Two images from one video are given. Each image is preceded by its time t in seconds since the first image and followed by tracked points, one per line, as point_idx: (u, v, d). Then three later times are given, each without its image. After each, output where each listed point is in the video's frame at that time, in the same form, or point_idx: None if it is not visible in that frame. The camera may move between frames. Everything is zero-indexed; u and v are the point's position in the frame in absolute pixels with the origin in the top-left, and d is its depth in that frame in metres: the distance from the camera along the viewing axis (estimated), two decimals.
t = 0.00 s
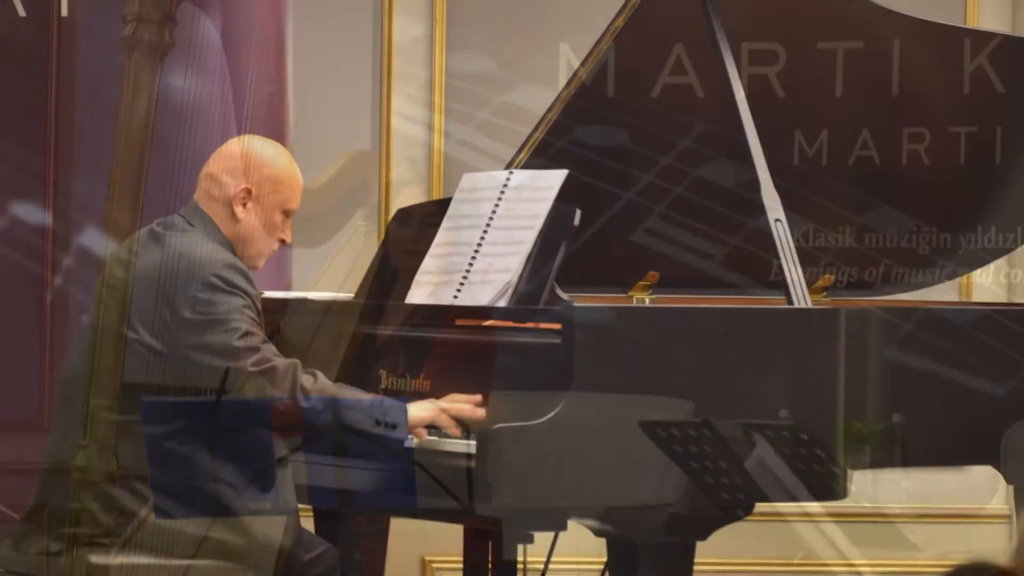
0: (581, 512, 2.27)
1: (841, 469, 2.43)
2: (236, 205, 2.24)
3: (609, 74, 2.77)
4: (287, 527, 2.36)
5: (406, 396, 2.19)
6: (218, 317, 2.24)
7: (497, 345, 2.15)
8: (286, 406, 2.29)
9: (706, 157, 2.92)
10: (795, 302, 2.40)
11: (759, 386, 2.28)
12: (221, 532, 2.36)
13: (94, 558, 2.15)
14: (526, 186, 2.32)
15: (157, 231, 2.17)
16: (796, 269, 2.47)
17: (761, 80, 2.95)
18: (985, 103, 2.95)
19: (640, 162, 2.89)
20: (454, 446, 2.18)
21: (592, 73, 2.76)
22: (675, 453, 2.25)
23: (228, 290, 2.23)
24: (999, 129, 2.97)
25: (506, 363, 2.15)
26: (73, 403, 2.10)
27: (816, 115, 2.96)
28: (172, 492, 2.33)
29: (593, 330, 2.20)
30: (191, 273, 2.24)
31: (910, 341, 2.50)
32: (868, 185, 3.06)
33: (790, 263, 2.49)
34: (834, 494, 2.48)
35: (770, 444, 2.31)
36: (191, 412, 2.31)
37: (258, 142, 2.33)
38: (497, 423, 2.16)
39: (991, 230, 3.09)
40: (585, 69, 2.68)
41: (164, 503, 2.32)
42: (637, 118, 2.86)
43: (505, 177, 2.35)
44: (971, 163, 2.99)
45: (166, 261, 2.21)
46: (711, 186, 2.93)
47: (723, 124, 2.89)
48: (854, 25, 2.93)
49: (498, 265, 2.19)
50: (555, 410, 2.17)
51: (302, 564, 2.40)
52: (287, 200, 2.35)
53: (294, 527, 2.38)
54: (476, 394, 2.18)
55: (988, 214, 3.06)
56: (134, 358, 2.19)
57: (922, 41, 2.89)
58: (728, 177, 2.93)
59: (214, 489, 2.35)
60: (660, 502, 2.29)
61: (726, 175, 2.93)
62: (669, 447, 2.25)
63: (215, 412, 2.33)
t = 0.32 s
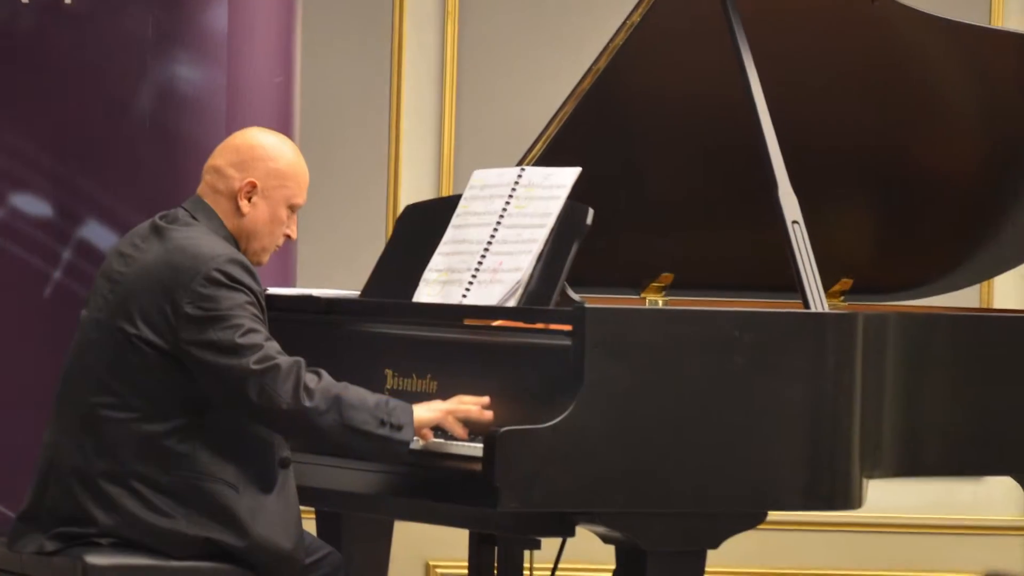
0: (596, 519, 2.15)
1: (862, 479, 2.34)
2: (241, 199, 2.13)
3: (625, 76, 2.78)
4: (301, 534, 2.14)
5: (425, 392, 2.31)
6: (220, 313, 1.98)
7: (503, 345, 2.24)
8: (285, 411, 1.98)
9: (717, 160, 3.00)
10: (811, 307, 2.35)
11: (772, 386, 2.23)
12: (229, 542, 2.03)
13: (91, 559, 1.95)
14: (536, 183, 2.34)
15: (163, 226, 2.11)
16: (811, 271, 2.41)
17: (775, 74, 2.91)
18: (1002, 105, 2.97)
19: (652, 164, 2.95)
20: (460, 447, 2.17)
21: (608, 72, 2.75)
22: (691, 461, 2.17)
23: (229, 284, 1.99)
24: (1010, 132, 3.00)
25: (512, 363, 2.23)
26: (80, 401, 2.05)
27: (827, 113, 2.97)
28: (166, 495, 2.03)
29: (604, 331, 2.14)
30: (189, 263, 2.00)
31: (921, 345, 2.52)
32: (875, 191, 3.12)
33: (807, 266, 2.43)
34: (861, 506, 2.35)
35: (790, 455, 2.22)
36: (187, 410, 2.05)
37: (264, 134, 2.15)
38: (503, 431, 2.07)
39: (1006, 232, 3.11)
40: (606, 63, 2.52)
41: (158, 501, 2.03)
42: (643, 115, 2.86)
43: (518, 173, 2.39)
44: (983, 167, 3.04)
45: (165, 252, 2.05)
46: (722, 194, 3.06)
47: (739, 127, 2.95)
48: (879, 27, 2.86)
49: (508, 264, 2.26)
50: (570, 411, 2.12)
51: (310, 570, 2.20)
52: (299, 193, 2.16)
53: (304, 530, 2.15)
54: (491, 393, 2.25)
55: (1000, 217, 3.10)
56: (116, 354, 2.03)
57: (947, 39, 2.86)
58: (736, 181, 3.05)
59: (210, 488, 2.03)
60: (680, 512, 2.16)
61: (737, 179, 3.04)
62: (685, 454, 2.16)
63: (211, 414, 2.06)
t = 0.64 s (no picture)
0: (604, 525, 2.10)
1: (878, 489, 2.28)
2: (246, 192, 2.08)
3: (639, 74, 2.73)
4: (303, 536, 2.09)
5: (432, 393, 2.26)
6: (222, 309, 1.93)
7: (513, 346, 2.20)
8: (287, 410, 1.93)
9: (731, 161, 2.95)
10: (828, 311, 2.30)
11: (788, 392, 2.17)
12: (229, 543, 1.99)
13: (87, 559, 1.90)
14: (548, 180, 2.29)
15: (166, 219, 2.06)
16: (828, 275, 2.36)
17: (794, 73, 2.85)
18: None
19: (666, 163, 2.90)
20: (467, 450, 2.13)
21: (622, 68, 2.71)
22: (703, 467, 2.11)
23: (233, 280, 1.94)
24: None
25: (524, 365, 2.18)
26: (78, 397, 2.01)
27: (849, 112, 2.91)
28: (164, 495, 1.98)
29: (618, 332, 2.09)
30: (192, 257, 1.96)
31: (939, 352, 2.46)
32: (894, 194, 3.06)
33: (826, 269, 2.37)
34: (876, 515, 2.29)
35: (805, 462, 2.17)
36: (188, 408, 2.00)
37: (270, 126, 2.11)
38: (511, 433, 2.02)
39: None
40: (621, 58, 2.46)
41: (157, 501, 1.98)
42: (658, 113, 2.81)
43: (529, 169, 2.34)
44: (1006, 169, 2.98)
45: (167, 246, 2.00)
46: (736, 195, 3.01)
47: (755, 126, 2.90)
48: (901, 26, 2.80)
49: (519, 264, 2.21)
50: (580, 413, 2.06)
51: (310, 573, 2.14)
52: (305, 187, 2.12)
53: (305, 532, 2.11)
54: (498, 395, 2.20)
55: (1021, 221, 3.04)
56: (117, 350, 1.99)
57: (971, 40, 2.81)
58: (750, 181, 2.99)
59: (209, 488, 1.98)
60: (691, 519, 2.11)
61: (749, 179, 2.99)
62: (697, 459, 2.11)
63: (212, 412, 2.01)
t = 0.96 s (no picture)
0: (612, 532, 2.05)
1: (893, 499, 2.23)
2: (252, 186, 2.04)
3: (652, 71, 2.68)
4: (304, 538, 2.05)
5: (438, 394, 2.21)
6: (225, 305, 1.88)
7: (521, 346, 2.16)
8: (290, 409, 1.89)
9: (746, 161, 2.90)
10: (844, 315, 2.25)
11: (803, 398, 2.12)
12: (228, 544, 1.94)
13: (84, 558, 1.86)
14: (560, 178, 2.25)
15: (168, 212, 2.02)
16: (846, 280, 2.31)
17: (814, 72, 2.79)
18: None
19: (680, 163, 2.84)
20: (472, 453, 2.08)
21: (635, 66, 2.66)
22: (715, 474, 2.06)
23: (237, 275, 1.90)
24: None
25: (532, 367, 2.14)
26: (75, 393, 1.96)
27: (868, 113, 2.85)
28: (163, 494, 1.94)
29: (630, 334, 2.04)
30: (195, 252, 1.91)
31: (957, 360, 2.40)
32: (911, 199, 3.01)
33: (843, 274, 2.32)
34: (890, 526, 2.24)
35: (820, 471, 2.11)
36: (188, 405, 1.95)
37: (276, 119, 2.06)
38: (517, 436, 1.97)
39: None
40: (636, 55, 2.40)
41: (155, 500, 1.93)
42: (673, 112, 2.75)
43: (541, 167, 2.29)
44: None
45: (169, 239, 1.95)
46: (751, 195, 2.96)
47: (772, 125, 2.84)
48: (923, 25, 2.75)
49: (529, 263, 2.17)
50: (588, 416, 2.01)
51: None
52: (311, 181, 2.07)
53: (306, 533, 2.06)
54: (506, 398, 2.15)
55: None
56: (116, 345, 1.94)
57: (994, 41, 2.75)
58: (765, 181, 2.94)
59: (209, 488, 1.94)
60: (701, 527, 2.06)
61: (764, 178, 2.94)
62: (708, 466, 2.06)
63: (213, 409, 1.97)
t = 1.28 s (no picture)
0: (618, 538, 2.01)
1: (907, 508, 2.17)
2: (257, 178, 1.99)
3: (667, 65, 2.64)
4: (305, 540, 2.01)
5: (444, 395, 2.16)
6: (228, 300, 1.84)
7: (530, 347, 2.11)
8: (293, 408, 1.84)
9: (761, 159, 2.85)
10: (860, 319, 2.20)
11: (818, 404, 2.07)
12: (228, 545, 1.89)
13: (80, 557, 1.81)
14: (572, 175, 2.20)
15: (171, 204, 1.97)
16: (862, 284, 2.25)
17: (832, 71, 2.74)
18: None
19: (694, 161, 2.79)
20: (479, 455, 2.04)
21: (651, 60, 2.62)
22: (726, 480, 2.01)
23: (240, 270, 1.86)
24: None
25: (540, 369, 2.09)
26: (74, 389, 1.92)
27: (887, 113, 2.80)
28: (161, 493, 1.89)
29: (641, 336, 1.99)
30: (198, 245, 1.87)
31: (975, 368, 2.35)
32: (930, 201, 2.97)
33: (861, 278, 2.26)
34: (905, 536, 2.19)
35: (833, 478, 2.06)
36: (189, 403, 1.91)
37: (283, 111, 2.02)
38: (525, 439, 1.93)
39: None
40: (652, 50, 2.35)
41: (153, 499, 1.89)
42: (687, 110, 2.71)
43: (553, 164, 2.25)
44: None
45: (172, 233, 1.91)
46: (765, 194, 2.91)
47: (788, 123, 2.79)
48: (943, 23, 2.70)
49: (539, 261, 2.12)
50: (597, 419, 1.97)
51: None
52: (318, 175, 2.03)
53: (308, 535, 2.02)
54: (512, 399, 2.10)
55: None
56: (116, 340, 1.90)
57: (1016, 40, 2.70)
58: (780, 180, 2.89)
59: (209, 487, 1.89)
60: (711, 534, 2.01)
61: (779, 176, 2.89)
62: (718, 471, 2.01)
63: (214, 407, 1.92)
